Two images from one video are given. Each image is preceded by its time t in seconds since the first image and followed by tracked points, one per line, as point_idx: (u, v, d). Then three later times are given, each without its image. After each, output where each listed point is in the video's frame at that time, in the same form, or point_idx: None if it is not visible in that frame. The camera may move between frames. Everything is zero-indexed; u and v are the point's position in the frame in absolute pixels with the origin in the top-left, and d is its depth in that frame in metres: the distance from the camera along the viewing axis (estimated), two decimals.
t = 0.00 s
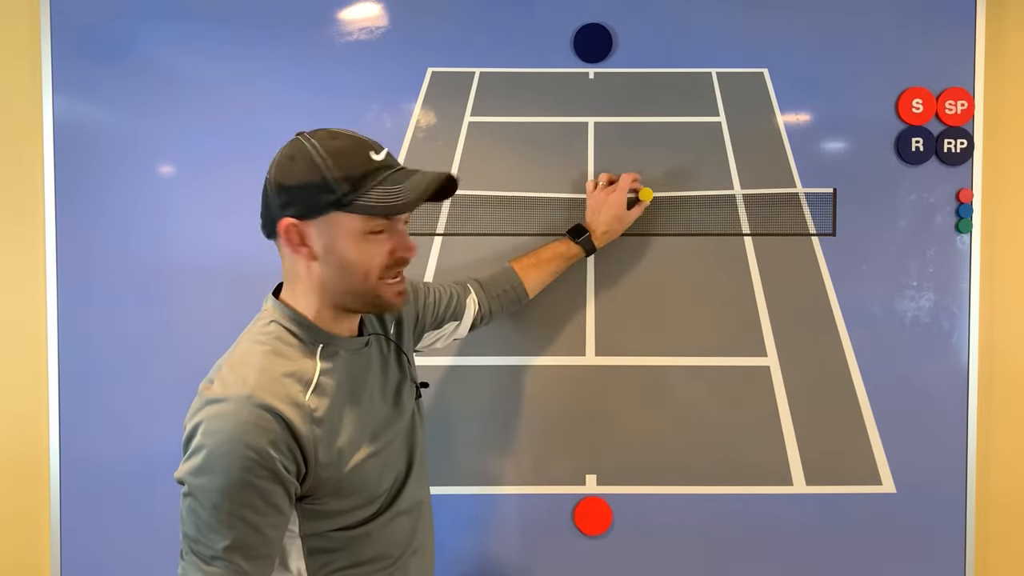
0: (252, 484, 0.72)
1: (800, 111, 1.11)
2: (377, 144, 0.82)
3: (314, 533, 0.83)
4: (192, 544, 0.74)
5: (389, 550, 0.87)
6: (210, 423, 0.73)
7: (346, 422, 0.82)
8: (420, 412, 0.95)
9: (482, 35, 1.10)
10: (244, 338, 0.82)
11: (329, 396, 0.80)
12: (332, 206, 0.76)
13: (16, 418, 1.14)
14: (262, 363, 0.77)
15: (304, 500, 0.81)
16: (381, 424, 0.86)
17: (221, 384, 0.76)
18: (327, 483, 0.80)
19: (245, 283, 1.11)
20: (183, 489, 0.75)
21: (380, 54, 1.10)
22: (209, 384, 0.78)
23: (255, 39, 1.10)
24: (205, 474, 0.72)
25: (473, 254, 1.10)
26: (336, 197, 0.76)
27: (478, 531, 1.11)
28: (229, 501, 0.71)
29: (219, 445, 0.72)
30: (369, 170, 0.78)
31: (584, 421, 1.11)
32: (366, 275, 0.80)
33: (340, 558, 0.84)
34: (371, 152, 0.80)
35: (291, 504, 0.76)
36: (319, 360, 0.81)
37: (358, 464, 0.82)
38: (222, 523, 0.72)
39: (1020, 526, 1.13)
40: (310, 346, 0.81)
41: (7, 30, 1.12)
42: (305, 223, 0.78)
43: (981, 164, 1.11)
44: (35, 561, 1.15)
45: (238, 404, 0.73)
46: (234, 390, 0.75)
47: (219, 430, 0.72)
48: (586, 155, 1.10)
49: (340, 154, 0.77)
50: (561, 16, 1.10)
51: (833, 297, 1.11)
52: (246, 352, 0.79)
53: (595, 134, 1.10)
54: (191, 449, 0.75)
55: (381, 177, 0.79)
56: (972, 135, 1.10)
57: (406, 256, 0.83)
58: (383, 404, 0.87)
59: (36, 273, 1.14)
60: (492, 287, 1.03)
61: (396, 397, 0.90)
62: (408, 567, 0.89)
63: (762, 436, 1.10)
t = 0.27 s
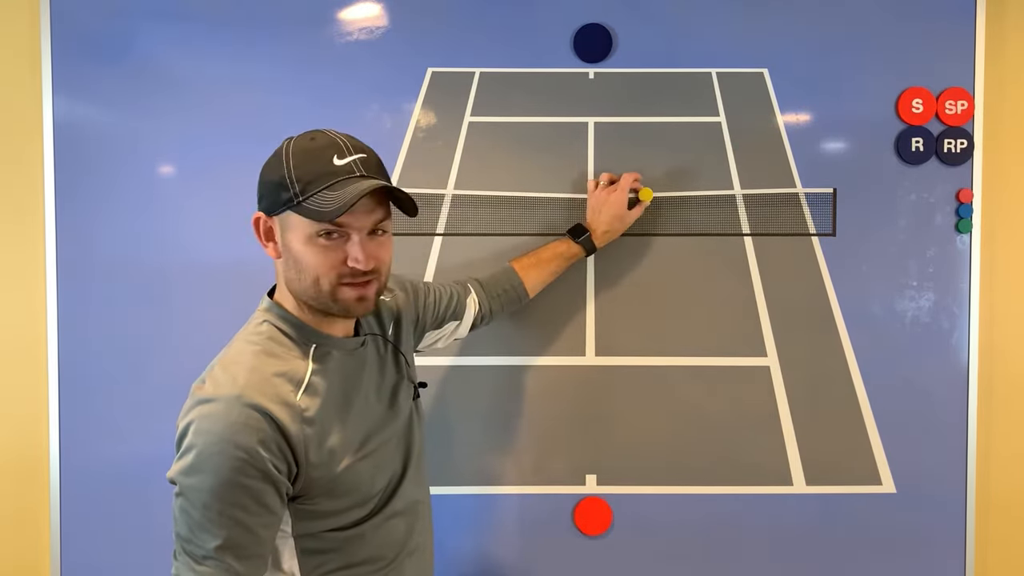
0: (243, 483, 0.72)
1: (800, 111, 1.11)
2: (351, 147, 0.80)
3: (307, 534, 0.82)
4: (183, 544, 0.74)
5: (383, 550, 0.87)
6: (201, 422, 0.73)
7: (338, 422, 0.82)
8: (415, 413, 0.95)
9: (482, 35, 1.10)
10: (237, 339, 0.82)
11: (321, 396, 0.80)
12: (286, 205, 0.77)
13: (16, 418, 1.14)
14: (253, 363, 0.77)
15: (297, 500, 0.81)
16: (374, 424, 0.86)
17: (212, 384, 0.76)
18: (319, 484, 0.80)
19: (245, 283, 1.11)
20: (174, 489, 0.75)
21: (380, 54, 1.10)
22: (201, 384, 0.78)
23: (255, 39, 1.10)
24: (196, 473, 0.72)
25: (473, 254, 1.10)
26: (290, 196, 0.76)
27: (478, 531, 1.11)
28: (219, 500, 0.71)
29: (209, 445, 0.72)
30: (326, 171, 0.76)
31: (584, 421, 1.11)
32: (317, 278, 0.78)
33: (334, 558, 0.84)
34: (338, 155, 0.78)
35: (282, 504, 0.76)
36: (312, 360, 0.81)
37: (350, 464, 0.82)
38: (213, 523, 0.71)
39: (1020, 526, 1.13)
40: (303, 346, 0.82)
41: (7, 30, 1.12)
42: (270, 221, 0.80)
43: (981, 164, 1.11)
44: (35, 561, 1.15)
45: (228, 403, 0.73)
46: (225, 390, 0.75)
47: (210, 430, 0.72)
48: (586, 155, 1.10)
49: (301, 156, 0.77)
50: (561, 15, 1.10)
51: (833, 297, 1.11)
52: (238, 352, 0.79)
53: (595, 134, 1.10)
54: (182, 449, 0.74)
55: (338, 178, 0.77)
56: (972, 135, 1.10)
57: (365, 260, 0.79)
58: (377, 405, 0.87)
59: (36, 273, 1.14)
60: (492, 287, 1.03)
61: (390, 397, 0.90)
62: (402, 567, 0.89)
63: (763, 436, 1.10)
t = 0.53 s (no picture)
0: (240, 483, 0.71)
1: (800, 111, 1.11)
2: (349, 147, 0.80)
3: (305, 534, 0.82)
4: (180, 544, 0.74)
5: (380, 550, 0.87)
6: (198, 422, 0.73)
7: (336, 422, 0.81)
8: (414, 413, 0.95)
9: (482, 35, 1.10)
10: (234, 339, 0.82)
11: (319, 396, 0.80)
12: (284, 205, 0.77)
13: (16, 418, 1.14)
14: (251, 363, 0.77)
15: (294, 500, 0.81)
16: (372, 425, 0.86)
17: (209, 384, 0.76)
18: (317, 484, 0.80)
19: (245, 283, 1.11)
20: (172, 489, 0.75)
21: (380, 54, 1.10)
22: (199, 384, 0.78)
23: (255, 39, 1.10)
24: (193, 473, 0.72)
25: (473, 254, 1.10)
26: (287, 197, 0.76)
27: (478, 531, 1.11)
28: (216, 500, 0.71)
29: (206, 445, 0.72)
30: (324, 171, 0.76)
31: (585, 421, 1.11)
32: (315, 279, 0.78)
33: (331, 558, 0.84)
34: (335, 156, 0.78)
35: (279, 504, 0.76)
36: (310, 360, 0.81)
37: (348, 465, 0.82)
38: (210, 523, 0.71)
39: (1020, 526, 1.13)
40: (301, 346, 0.81)
41: (6, 30, 1.12)
42: (269, 221, 0.80)
43: (981, 164, 1.11)
44: (35, 561, 1.15)
45: (225, 403, 0.73)
46: (222, 390, 0.75)
47: (207, 430, 0.72)
48: (586, 155, 1.10)
49: (298, 156, 0.77)
50: (561, 15, 1.10)
51: (833, 297, 1.11)
52: (236, 352, 0.79)
53: (595, 134, 1.10)
54: (179, 449, 0.74)
55: (335, 179, 0.76)
56: (972, 135, 1.10)
57: (365, 260, 0.79)
58: (374, 405, 0.87)
59: (36, 273, 1.14)
60: (492, 287, 1.03)
61: (389, 397, 0.90)
62: (400, 568, 0.89)
63: (763, 436, 1.10)
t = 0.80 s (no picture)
0: (239, 482, 0.71)
1: (800, 111, 1.11)
2: (347, 147, 0.80)
3: (304, 534, 0.82)
4: (180, 544, 0.74)
5: (380, 550, 0.87)
6: (196, 422, 0.73)
7: (335, 421, 0.81)
8: (413, 412, 0.95)
9: (482, 35, 1.10)
10: (233, 339, 0.82)
11: (317, 396, 0.80)
12: (282, 205, 0.77)
13: (16, 417, 1.14)
14: (249, 363, 0.77)
15: (294, 500, 0.81)
16: (371, 424, 0.86)
17: (208, 383, 0.76)
18: (316, 483, 0.80)
19: (245, 283, 1.11)
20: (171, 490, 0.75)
21: (380, 54, 1.10)
22: (197, 384, 0.78)
23: (255, 39, 1.10)
24: (192, 473, 0.72)
25: (473, 254, 1.10)
26: (286, 197, 0.76)
27: (478, 531, 1.11)
28: (216, 500, 0.71)
29: (205, 445, 0.72)
30: (322, 171, 0.76)
31: (585, 421, 1.11)
32: (313, 279, 0.78)
33: (331, 558, 0.84)
34: (333, 155, 0.78)
35: (279, 503, 0.76)
36: (308, 360, 0.81)
37: (347, 464, 0.82)
38: (209, 523, 0.71)
39: (1020, 526, 1.13)
40: (299, 345, 0.81)
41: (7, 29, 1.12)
42: (267, 221, 0.80)
43: (981, 164, 1.11)
44: (35, 561, 1.15)
45: (224, 403, 0.73)
46: (220, 389, 0.75)
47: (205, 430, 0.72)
48: (586, 155, 1.10)
49: (296, 156, 0.77)
50: (561, 15, 1.10)
51: (833, 297, 1.11)
52: (234, 352, 0.79)
53: (594, 134, 1.10)
54: (178, 449, 0.74)
55: (333, 178, 0.77)
56: (972, 135, 1.10)
57: (363, 260, 0.79)
58: (374, 404, 0.87)
59: (36, 273, 1.14)
60: (492, 287, 1.03)
61: (388, 396, 0.90)
62: (400, 568, 0.89)
63: (763, 436, 1.10)
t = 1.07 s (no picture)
0: (235, 482, 0.72)
1: (800, 111, 1.11)
2: (342, 146, 0.80)
3: (303, 534, 0.82)
4: (177, 545, 0.74)
5: (379, 550, 0.87)
6: (192, 423, 0.73)
7: (332, 420, 0.81)
8: (411, 412, 0.95)
9: (482, 35, 1.10)
10: (229, 339, 0.82)
11: (314, 395, 0.80)
12: (278, 205, 0.77)
13: (16, 417, 1.14)
14: (245, 363, 0.77)
15: (291, 500, 0.81)
16: (369, 424, 0.86)
17: (204, 384, 0.76)
18: (314, 483, 0.80)
19: (246, 283, 1.11)
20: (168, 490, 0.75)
21: (380, 54, 1.10)
22: (193, 385, 0.78)
23: (255, 39, 1.10)
24: (188, 474, 0.72)
25: (472, 255, 1.11)
26: (281, 196, 0.76)
27: (478, 530, 1.11)
28: (213, 500, 0.71)
29: (201, 445, 0.72)
30: (318, 170, 0.76)
31: (585, 421, 1.11)
32: (310, 279, 0.78)
33: (329, 558, 0.84)
34: (329, 154, 0.78)
35: (276, 503, 0.76)
36: (305, 360, 0.81)
37: (344, 464, 0.82)
38: (206, 524, 0.71)
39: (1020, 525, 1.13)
40: (295, 345, 0.81)
41: (6, 29, 1.12)
42: (263, 222, 0.80)
43: (981, 164, 1.11)
44: (35, 561, 1.15)
45: (220, 403, 0.73)
46: (216, 389, 0.75)
47: (202, 430, 0.72)
48: (586, 155, 1.10)
49: (291, 156, 0.77)
50: (561, 15, 1.10)
51: (832, 297, 1.11)
52: (230, 352, 0.79)
53: (595, 134, 1.10)
54: (174, 449, 0.74)
55: (329, 177, 0.77)
56: (972, 135, 1.10)
57: (359, 259, 0.79)
58: (371, 404, 0.87)
59: (36, 273, 1.14)
60: (490, 285, 1.03)
61: (385, 395, 0.90)
62: (398, 567, 0.89)
63: (763, 436, 1.10)
